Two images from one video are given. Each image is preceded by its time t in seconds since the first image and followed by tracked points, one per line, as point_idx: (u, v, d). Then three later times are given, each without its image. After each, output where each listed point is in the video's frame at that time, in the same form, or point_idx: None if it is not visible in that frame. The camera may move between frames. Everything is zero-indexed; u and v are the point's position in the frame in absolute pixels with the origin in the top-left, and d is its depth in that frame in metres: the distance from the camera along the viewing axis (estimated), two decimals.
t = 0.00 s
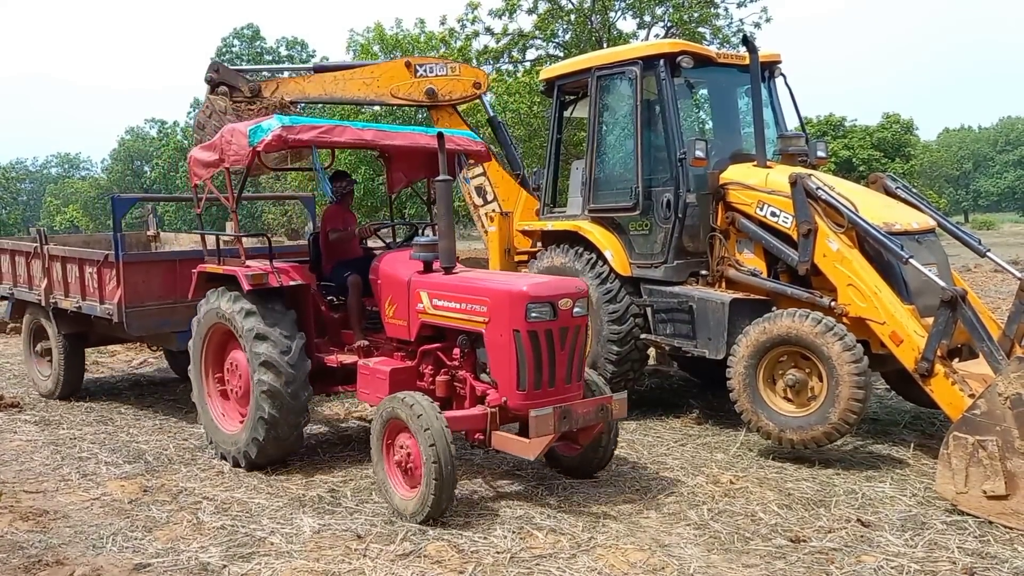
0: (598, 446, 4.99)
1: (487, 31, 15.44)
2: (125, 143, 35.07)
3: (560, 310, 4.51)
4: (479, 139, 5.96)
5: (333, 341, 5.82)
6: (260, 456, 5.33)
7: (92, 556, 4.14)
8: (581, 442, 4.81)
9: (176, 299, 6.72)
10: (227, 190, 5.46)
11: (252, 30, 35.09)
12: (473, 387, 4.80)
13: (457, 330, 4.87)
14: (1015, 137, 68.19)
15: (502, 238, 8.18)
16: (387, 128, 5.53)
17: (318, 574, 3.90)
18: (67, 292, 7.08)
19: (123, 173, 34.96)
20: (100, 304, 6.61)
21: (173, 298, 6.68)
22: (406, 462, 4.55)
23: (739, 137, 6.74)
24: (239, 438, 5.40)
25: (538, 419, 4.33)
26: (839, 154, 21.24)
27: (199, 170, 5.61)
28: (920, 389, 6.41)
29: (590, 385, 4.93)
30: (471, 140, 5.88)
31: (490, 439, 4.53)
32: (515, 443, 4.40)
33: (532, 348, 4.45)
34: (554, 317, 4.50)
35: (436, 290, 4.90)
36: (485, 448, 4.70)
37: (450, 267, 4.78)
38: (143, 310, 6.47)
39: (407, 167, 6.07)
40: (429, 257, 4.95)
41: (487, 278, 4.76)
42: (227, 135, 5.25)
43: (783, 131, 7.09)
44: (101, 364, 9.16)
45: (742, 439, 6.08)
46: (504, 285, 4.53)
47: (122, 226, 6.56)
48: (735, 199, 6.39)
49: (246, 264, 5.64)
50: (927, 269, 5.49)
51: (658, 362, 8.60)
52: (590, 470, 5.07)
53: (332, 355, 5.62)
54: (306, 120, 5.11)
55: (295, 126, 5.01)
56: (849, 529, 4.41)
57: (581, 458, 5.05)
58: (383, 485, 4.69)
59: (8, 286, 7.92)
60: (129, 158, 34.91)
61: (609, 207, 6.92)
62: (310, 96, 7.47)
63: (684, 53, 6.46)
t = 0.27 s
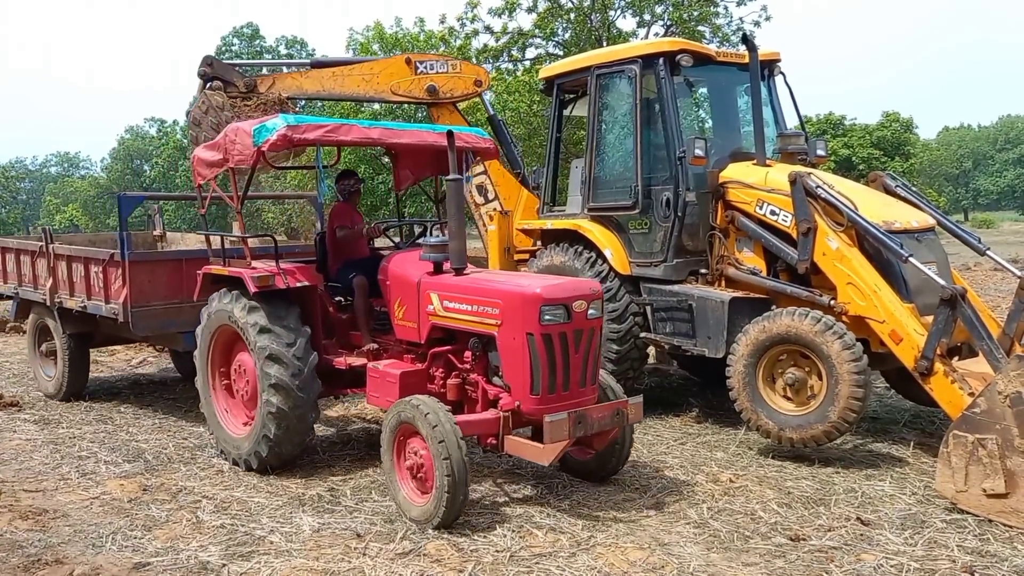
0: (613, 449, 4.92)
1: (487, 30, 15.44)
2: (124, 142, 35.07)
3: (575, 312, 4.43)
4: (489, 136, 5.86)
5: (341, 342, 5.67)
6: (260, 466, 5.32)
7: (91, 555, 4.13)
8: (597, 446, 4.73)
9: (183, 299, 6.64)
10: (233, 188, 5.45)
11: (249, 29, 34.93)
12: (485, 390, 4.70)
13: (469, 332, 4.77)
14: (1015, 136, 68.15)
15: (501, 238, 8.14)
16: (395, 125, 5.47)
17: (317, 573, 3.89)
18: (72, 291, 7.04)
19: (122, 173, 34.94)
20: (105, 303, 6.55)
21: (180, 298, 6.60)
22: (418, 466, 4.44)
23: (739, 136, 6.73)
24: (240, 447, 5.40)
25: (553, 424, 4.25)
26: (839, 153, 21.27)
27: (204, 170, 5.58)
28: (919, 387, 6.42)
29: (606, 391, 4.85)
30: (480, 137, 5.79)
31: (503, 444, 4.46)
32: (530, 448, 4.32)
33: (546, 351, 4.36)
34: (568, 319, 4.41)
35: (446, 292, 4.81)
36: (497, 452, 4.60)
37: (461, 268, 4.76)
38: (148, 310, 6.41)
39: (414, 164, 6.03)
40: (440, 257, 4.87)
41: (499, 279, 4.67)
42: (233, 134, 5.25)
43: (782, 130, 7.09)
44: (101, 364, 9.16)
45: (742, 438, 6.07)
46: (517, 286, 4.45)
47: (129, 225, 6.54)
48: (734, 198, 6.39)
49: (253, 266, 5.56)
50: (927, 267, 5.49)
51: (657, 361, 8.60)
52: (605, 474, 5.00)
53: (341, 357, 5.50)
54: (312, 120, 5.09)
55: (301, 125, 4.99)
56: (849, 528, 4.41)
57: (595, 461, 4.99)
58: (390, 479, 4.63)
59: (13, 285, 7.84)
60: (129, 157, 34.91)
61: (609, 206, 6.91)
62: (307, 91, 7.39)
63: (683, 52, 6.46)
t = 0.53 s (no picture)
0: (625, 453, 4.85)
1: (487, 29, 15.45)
2: (125, 142, 35.08)
3: (590, 311, 4.36)
4: (500, 134, 5.82)
5: (351, 343, 5.65)
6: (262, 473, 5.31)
7: (92, 556, 4.13)
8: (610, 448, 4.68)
9: (191, 300, 6.59)
10: (243, 187, 5.38)
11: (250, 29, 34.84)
12: (498, 391, 4.62)
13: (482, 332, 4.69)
14: (1016, 135, 68.10)
15: (501, 237, 8.16)
16: (407, 123, 5.44)
17: (318, 573, 3.89)
18: (79, 292, 6.98)
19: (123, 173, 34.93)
20: (112, 304, 6.49)
21: (187, 300, 6.55)
22: (431, 467, 4.39)
23: (739, 135, 6.73)
24: (243, 450, 5.39)
25: (570, 424, 4.16)
26: (840, 152, 21.28)
27: (213, 169, 5.48)
28: (919, 387, 6.42)
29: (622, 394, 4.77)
30: (492, 136, 5.75)
31: (516, 445, 4.37)
32: (545, 450, 4.23)
33: (561, 350, 4.28)
34: (583, 318, 4.34)
35: (458, 291, 4.73)
36: (511, 454, 4.51)
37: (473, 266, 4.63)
38: (157, 310, 6.35)
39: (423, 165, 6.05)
40: (452, 256, 4.81)
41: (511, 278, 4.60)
42: (243, 131, 5.20)
43: (782, 129, 7.08)
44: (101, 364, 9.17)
45: (743, 438, 6.07)
46: (531, 285, 4.37)
47: (136, 225, 6.47)
48: (735, 197, 6.39)
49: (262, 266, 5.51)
50: (927, 267, 5.49)
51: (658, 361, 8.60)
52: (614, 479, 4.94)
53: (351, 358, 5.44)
54: (324, 117, 5.06)
55: (312, 122, 4.96)
56: (849, 527, 4.41)
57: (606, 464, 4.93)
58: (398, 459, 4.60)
59: (19, 286, 7.78)
60: (130, 157, 34.92)
61: (609, 205, 6.91)
62: (307, 89, 7.42)
63: (684, 52, 6.46)
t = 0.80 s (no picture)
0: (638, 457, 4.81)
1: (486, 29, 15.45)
2: (125, 142, 35.07)
3: (599, 311, 4.32)
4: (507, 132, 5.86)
5: (357, 344, 5.62)
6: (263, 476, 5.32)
7: (92, 556, 4.13)
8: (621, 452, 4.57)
9: (196, 300, 6.57)
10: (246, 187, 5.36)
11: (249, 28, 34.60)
12: (506, 392, 4.55)
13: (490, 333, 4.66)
14: (1016, 134, 68.08)
15: (502, 236, 8.17)
16: (412, 120, 5.43)
17: (318, 573, 3.89)
18: (83, 292, 6.97)
19: (123, 173, 34.90)
20: (117, 304, 6.47)
21: (192, 300, 6.53)
22: (441, 469, 4.32)
23: (739, 135, 6.73)
24: (244, 452, 5.39)
25: (580, 425, 4.12)
26: (839, 152, 21.30)
27: (216, 168, 5.48)
28: (919, 386, 6.42)
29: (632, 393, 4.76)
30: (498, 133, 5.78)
31: (525, 447, 4.32)
32: (554, 452, 4.18)
33: (570, 351, 4.24)
34: (592, 318, 4.30)
35: (466, 291, 4.71)
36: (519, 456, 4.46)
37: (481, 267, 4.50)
38: (162, 310, 6.34)
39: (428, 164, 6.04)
40: (458, 255, 4.74)
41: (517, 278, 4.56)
42: (246, 130, 5.21)
43: (782, 129, 7.09)
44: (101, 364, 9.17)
45: (743, 437, 6.07)
46: (539, 284, 4.33)
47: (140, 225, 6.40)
48: (735, 197, 6.40)
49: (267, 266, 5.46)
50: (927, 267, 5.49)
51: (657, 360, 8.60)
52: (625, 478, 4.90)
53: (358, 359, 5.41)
54: (328, 114, 5.04)
55: (316, 120, 4.95)
56: (850, 527, 4.41)
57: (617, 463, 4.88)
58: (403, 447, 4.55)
59: (23, 285, 7.77)
60: (130, 157, 34.91)
61: (609, 205, 6.91)
62: (307, 87, 7.38)
63: (684, 51, 6.45)
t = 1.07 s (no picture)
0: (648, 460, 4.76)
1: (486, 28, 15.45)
2: (125, 141, 35.02)
3: (611, 311, 4.25)
4: (517, 130, 5.89)
5: (365, 344, 5.57)
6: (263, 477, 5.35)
7: (93, 555, 4.13)
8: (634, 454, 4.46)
9: (203, 300, 6.54)
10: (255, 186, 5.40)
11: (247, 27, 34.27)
12: (517, 394, 4.46)
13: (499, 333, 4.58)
14: (1016, 133, 68.04)
15: (502, 235, 8.08)
16: (421, 117, 5.43)
17: (319, 572, 3.89)
18: (89, 291, 6.97)
19: (123, 173, 34.87)
20: (123, 304, 6.45)
21: (199, 300, 6.50)
22: (451, 477, 4.25)
23: (739, 134, 6.73)
24: (249, 453, 5.35)
25: (592, 428, 4.04)
26: (840, 151, 21.30)
27: (225, 166, 5.49)
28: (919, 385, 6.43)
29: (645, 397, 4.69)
30: (508, 131, 5.81)
31: (536, 450, 4.22)
32: (565, 454, 4.11)
33: (582, 351, 4.17)
34: (604, 318, 4.23)
35: (476, 291, 4.64)
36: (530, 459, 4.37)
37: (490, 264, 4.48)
38: (169, 310, 6.30)
39: (438, 162, 6.05)
40: (469, 255, 4.56)
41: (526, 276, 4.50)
42: (255, 127, 5.21)
43: (782, 128, 7.09)
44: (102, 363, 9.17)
45: (743, 436, 6.07)
46: (551, 283, 4.26)
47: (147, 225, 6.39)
48: (735, 196, 6.39)
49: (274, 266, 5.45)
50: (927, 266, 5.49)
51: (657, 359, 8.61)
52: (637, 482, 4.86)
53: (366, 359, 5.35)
54: (337, 111, 5.04)
55: (325, 117, 4.93)
56: (850, 526, 4.41)
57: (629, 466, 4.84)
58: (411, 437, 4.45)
59: (28, 285, 7.75)
60: (130, 156, 34.90)
61: (609, 204, 6.91)
62: (308, 86, 7.33)
63: (685, 50, 6.45)
